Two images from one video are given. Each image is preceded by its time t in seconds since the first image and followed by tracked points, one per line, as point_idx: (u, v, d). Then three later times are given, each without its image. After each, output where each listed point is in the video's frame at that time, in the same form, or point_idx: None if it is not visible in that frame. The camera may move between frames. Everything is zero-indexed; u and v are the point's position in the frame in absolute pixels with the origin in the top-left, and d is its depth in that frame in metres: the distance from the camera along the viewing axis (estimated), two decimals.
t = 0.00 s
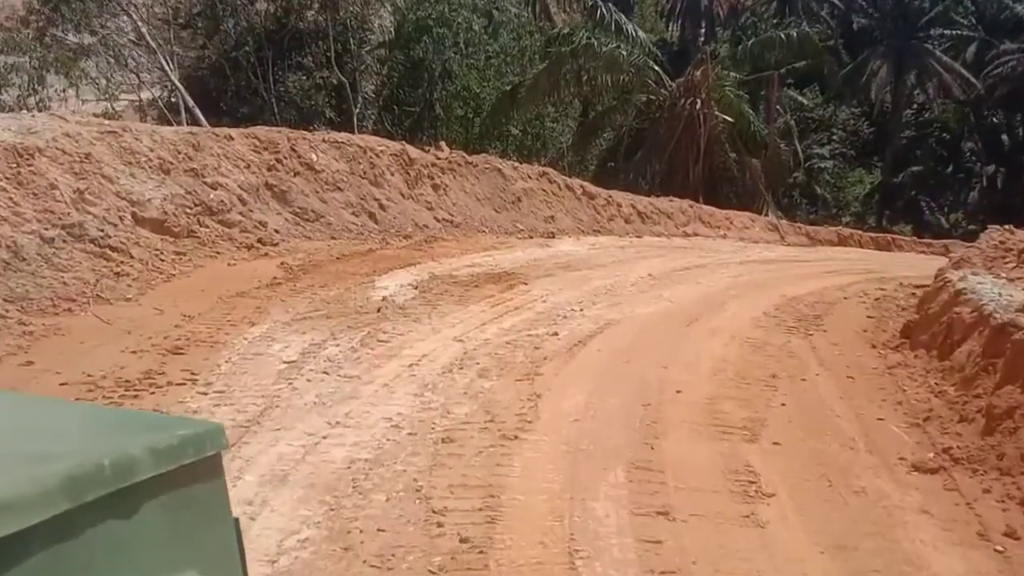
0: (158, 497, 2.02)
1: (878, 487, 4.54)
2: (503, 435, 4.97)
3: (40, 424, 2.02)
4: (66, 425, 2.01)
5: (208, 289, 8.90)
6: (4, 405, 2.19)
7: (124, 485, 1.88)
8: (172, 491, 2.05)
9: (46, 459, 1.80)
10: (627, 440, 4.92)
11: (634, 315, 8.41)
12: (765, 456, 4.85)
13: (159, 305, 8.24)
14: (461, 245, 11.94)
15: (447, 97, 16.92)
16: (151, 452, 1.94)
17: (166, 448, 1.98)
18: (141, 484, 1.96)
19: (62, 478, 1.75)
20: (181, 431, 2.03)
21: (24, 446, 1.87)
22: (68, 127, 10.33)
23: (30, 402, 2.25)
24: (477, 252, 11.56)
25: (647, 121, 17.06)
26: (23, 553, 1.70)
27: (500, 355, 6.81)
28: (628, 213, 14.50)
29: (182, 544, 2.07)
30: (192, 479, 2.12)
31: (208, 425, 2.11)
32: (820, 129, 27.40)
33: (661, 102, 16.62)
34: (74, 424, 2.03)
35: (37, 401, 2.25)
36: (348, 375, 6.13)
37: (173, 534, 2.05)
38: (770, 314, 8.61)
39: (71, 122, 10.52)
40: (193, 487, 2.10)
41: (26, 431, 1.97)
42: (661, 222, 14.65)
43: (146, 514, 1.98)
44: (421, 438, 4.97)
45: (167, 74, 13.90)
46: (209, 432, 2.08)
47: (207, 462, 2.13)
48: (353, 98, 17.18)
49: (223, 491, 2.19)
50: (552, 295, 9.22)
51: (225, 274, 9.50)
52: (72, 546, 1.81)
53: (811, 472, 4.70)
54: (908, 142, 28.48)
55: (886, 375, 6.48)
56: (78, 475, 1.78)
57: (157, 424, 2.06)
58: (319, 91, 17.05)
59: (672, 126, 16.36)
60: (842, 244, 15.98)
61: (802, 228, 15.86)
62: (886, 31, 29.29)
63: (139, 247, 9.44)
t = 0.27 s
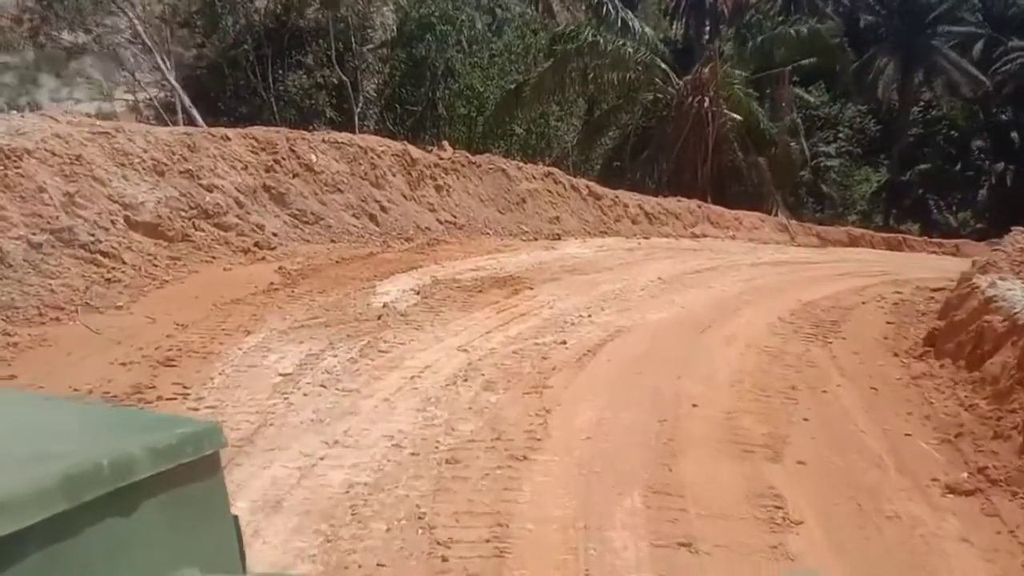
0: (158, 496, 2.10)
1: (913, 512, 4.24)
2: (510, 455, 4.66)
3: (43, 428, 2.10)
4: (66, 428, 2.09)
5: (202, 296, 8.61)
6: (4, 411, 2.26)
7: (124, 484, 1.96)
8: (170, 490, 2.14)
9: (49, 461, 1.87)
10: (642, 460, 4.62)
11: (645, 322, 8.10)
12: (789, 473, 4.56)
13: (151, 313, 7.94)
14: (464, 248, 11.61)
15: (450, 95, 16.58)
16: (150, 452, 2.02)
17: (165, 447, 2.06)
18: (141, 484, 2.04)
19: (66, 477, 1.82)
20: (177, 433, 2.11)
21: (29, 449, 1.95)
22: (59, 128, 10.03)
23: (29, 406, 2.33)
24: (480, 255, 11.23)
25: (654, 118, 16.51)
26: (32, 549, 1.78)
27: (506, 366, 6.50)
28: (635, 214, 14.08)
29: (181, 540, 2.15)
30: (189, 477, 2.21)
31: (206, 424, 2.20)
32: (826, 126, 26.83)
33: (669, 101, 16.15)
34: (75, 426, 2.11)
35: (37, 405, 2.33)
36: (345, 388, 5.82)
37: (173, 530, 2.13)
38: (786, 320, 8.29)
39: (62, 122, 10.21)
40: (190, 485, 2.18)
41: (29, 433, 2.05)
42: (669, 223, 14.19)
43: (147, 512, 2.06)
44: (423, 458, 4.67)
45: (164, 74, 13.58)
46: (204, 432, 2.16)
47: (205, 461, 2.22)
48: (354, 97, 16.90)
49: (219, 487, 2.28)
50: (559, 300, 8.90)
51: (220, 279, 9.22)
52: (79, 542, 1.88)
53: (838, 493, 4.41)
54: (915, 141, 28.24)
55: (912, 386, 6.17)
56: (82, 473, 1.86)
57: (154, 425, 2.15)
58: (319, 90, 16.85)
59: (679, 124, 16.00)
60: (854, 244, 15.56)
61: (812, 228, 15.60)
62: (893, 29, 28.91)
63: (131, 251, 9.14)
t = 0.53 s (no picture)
0: (151, 500, 2.07)
1: (955, 547, 3.95)
2: (517, 481, 4.36)
3: (42, 424, 2.07)
4: (66, 427, 2.05)
5: (194, 304, 8.29)
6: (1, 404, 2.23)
7: (119, 487, 1.93)
8: (164, 494, 2.10)
9: (45, 463, 1.84)
10: (656, 488, 4.32)
11: (657, 328, 7.74)
12: (818, 505, 4.25)
13: (141, 323, 7.62)
14: (469, 251, 11.26)
15: (454, 94, 16.24)
16: (146, 457, 1.98)
17: (163, 450, 2.03)
18: (136, 488, 2.01)
19: (60, 481, 1.79)
20: (176, 435, 2.08)
21: (24, 447, 1.91)
22: (50, 129, 9.70)
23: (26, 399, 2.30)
24: (485, 259, 10.87)
25: (661, 117, 16.11)
26: (23, 552, 1.75)
27: (512, 379, 6.15)
28: (643, 215, 13.72)
29: (173, 544, 2.11)
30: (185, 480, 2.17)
31: (205, 426, 2.17)
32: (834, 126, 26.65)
33: (677, 99, 15.73)
34: (73, 424, 2.08)
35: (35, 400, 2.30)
36: (342, 405, 5.48)
37: (165, 535, 2.09)
38: (805, 326, 7.93)
39: (52, 123, 9.87)
40: (185, 491, 2.15)
41: (27, 433, 2.01)
42: (678, 224, 13.81)
43: (141, 519, 2.02)
44: (424, 484, 4.34)
45: (160, 73, 13.25)
46: (203, 435, 2.13)
47: (202, 465, 2.19)
48: (356, 96, 16.56)
49: (215, 494, 2.25)
50: (567, 305, 8.54)
51: (215, 286, 8.91)
52: (69, 549, 1.85)
53: (871, 526, 4.10)
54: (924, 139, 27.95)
55: (941, 401, 5.83)
56: (77, 478, 1.83)
57: (153, 426, 2.11)
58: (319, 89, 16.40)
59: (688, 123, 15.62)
60: (867, 245, 15.22)
61: (824, 228, 15.26)
62: (902, 25, 28.41)
63: (123, 257, 8.83)
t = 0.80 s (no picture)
0: (153, 491, 2.17)
1: None
2: (525, 509, 4.05)
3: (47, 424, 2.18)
4: (70, 427, 2.16)
5: (189, 310, 8.01)
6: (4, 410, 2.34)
7: (123, 477, 2.03)
8: (165, 486, 2.20)
9: (52, 455, 1.94)
10: (675, 516, 4.02)
11: (669, 336, 7.42)
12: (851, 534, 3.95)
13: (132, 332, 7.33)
14: (473, 254, 10.92)
15: (457, 93, 15.95)
16: (149, 448, 2.10)
17: (164, 441, 2.14)
18: (138, 479, 2.11)
19: (65, 470, 1.89)
20: (176, 428, 2.19)
21: (32, 444, 2.02)
22: (40, 130, 9.42)
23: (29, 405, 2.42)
24: (490, 263, 10.53)
25: (670, 115, 15.81)
26: (36, 539, 1.85)
27: (518, 392, 5.83)
28: (651, 215, 13.36)
29: (175, 533, 2.21)
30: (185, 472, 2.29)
31: (204, 420, 2.28)
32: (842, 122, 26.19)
33: (686, 97, 15.34)
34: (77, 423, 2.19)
35: (36, 405, 2.41)
36: (339, 422, 5.18)
37: (167, 525, 2.19)
38: (823, 334, 7.61)
39: (43, 124, 9.60)
40: (184, 482, 2.25)
41: (35, 433, 2.12)
42: (688, 224, 13.51)
43: (144, 509, 2.13)
44: (425, 511, 4.05)
45: (157, 73, 12.88)
46: (200, 427, 2.24)
47: (203, 457, 2.30)
48: (357, 94, 16.23)
49: (215, 487, 2.36)
50: (575, 311, 8.21)
51: (211, 292, 8.65)
52: (76, 537, 1.95)
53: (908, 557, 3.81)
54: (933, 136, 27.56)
55: (972, 416, 5.52)
56: (83, 468, 1.93)
57: (155, 420, 2.23)
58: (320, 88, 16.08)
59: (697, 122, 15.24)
60: (880, 245, 14.91)
61: (837, 228, 14.89)
62: (910, 23, 27.67)
63: (115, 261, 8.58)
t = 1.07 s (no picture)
0: (152, 492, 2.04)
1: None
2: (535, 543, 3.81)
3: (43, 421, 2.06)
4: (67, 424, 2.03)
5: (182, 318, 7.71)
6: None
7: (122, 478, 1.90)
8: (165, 486, 2.08)
9: (48, 455, 1.82)
10: (699, 549, 3.79)
11: (684, 343, 7.11)
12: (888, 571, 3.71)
13: (122, 343, 7.04)
14: (477, 257, 10.60)
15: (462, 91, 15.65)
16: (150, 448, 1.98)
17: (167, 441, 2.02)
18: (138, 480, 1.99)
19: (64, 471, 1.77)
20: (177, 426, 2.07)
21: (25, 441, 1.90)
22: (30, 130, 9.13)
23: (19, 399, 2.29)
24: (495, 266, 10.20)
25: (678, 113, 15.30)
26: (32, 543, 1.73)
27: (526, 406, 5.53)
28: (661, 215, 12.99)
29: (175, 536, 2.09)
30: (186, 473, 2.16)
31: (207, 418, 2.17)
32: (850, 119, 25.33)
33: (695, 94, 14.90)
34: (75, 419, 2.07)
35: (27, 398, 2.28)
36: (336, 442, 4.89)
37: (166, 529, 2.06)
38: (844, 341, 7.30)
39: (33, 123, 9.31)
40: (186, 483, 2.13)
41: (27, 428, 2.00)
42: (698, 224, 13.09)
43: (143, 511, 2.00)
44: (427, 545, 3.77)
45: (152, 71, 12.49)
46: (203, 427, 2.12)
47: (205, 457, 2.18)
48: (359, 93, 15.92)
49: (217, 487, 2.24)
50: (584, 316, 7.88)
51: (207, 298, 8.37)
52: (73, 541, 1.82)
53: None
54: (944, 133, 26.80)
55: (1006, 433, 5.23)
56: (82, 469, 1.80)
57: (157, 418, 2.11)
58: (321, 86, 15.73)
59: (707, 119, 14.87)
60: (894, 246, 14.53)
61: (850, 228, 14.53)
62: (921, 18, 26.69)
63: (107, 267, 8.30)
